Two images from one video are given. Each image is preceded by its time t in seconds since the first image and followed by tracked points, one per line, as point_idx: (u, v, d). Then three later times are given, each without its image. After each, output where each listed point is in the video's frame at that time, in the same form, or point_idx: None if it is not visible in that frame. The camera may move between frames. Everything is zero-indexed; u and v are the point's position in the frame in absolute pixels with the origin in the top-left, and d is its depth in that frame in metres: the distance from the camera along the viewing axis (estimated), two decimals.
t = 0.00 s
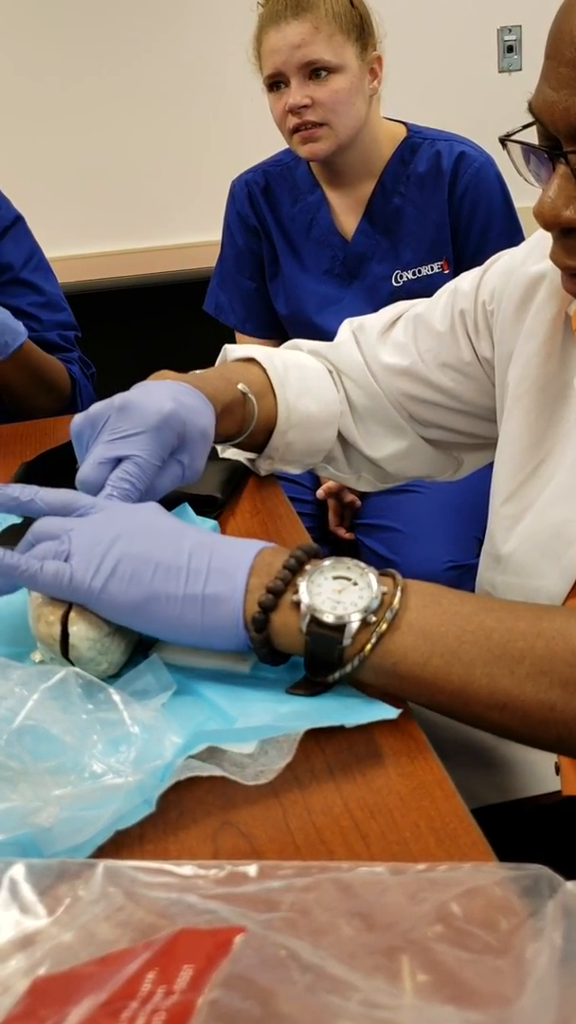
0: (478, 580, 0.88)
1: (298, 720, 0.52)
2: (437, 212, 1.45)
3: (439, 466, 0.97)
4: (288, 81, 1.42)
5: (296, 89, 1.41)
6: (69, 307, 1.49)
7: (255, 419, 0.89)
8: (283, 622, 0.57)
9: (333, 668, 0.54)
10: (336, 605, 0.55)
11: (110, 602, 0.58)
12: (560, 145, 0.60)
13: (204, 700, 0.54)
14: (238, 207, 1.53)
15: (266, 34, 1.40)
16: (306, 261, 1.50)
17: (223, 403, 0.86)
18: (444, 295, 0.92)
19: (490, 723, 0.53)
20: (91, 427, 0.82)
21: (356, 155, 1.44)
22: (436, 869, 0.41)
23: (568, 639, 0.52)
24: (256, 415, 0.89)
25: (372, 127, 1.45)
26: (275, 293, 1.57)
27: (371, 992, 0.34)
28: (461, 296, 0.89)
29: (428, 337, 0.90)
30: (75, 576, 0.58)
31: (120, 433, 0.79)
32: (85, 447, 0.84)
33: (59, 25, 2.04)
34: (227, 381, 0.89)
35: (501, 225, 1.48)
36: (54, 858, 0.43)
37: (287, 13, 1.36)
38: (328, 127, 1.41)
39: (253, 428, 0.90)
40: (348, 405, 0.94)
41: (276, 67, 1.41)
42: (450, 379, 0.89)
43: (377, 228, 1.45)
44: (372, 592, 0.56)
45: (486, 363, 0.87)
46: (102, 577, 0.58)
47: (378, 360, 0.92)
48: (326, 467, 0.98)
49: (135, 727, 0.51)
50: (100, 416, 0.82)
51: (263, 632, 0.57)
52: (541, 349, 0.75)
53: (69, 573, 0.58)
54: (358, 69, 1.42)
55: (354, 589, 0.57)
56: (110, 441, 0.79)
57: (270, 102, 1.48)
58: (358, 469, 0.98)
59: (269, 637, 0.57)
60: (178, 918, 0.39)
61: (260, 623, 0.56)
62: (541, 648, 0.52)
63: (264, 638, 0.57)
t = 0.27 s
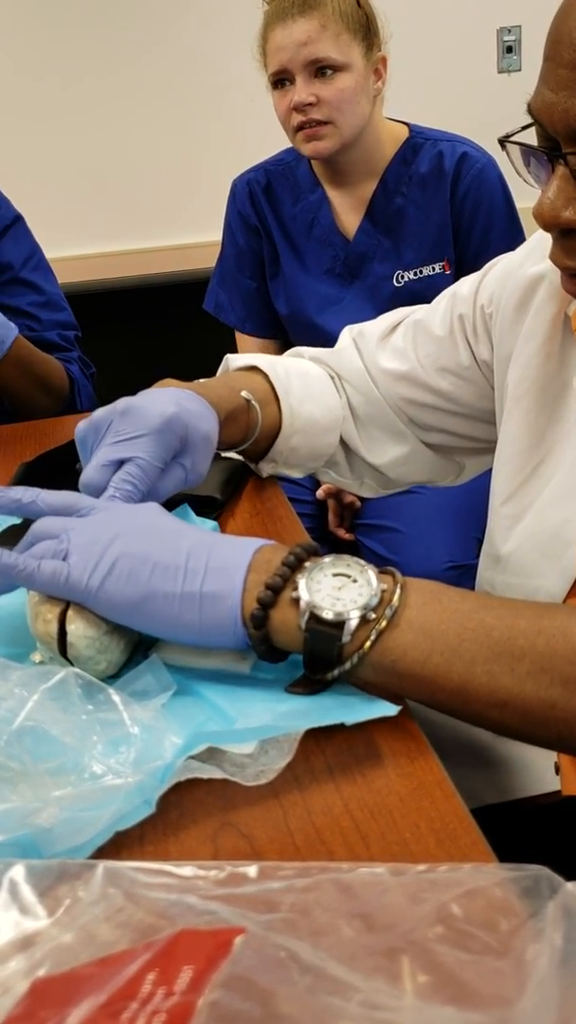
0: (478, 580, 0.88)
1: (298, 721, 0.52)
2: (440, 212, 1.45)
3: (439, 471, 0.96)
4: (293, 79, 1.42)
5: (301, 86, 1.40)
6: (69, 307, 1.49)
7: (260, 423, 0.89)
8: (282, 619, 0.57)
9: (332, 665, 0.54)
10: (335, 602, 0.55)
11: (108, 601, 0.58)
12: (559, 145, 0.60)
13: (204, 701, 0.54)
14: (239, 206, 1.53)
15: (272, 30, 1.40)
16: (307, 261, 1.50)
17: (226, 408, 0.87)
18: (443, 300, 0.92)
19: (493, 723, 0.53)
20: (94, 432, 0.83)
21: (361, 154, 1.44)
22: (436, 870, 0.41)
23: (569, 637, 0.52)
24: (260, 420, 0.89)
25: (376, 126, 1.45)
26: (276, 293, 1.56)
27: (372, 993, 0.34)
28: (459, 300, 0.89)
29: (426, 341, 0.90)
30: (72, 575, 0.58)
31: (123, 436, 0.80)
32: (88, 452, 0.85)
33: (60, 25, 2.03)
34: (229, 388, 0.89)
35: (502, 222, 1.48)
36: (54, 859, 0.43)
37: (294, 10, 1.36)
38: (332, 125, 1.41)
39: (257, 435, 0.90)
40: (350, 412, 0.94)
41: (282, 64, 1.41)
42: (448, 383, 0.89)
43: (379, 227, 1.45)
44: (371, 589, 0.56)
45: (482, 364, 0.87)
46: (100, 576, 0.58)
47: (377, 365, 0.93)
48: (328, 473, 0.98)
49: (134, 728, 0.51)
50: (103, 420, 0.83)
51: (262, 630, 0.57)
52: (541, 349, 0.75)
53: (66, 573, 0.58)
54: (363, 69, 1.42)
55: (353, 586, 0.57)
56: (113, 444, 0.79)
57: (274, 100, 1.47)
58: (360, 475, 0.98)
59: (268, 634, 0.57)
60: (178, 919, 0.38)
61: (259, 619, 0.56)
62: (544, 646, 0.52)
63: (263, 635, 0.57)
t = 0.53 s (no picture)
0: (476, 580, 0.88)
1: (297, 722, 0.52)
2: (439, 213, 1.45)
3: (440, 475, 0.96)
4: (294, 78, 1.41)
5: (302, 86, 1.39)
6: (68, 307, 1.49)
7: (263, 428, 0.89)
8: (281, 620, 0.56)
9: (331, 667, 0.54)
10: (335, 604, 0.55)
11: (104, 602, 0.58)
12: (560, 149, 0.60)
13: (204, 701, 0.54)
14: (239, 207, 1.52)
15: (274, 28, 1.38)
16: (306, 261, 1.50)
17: (231, 414, 0.87)
18: (442, 302, 0.92)
19: (494, 724, 0.53)
20: (100, 434, 0.84)
21: (360, 155, 1.43)
22: (436, 870, 0.41)
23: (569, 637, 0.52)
24: (264, 425, 0.89)
25: (375, 128, 1.44)
26: (275, 293, 1.57)
27: (371, 992, 0.34)
28: (458, 303, 0.89)
29: (424, 345, 0.91)
30: (69, 576, 0.58)
31: (126, 437, 0.80)
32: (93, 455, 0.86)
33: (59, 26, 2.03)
34: (234, 394, 0.90)
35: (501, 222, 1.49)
36: (54, 859, 0.43)
37: (296, 9, 1.35)
38: (333, 125, 1.40)
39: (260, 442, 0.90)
40: (351, 416, 0.94)
41: (283, 64, 1.39)
42: (446, 385, 0.88)
43: (377, 227, 1.45)
44: (370, 590, 0.56)
45: (479, 364, 0.87)
46: (96, 577, 0.58)
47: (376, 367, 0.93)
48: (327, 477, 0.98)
49: (134, 728, 0.51)
50: (107, 423, 0.84)
51: (260, 631, 0.56)
52: (541, 349, 0.75)
53: (63, 576, 0.58)
54: (363, 69, 1.41)
55: (352, 587, 0.57)
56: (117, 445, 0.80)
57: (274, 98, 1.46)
58: (361, 478, 0.98)
59: (266, 634, 0.57)
60: (178, 919, 0.39)
61: (257, 621, 0.56)
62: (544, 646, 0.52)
63: (260, 635, 0.56)
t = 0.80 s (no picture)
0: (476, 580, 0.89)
1: (297, 723, 0.51)
2: (433, 213, 1.45)
3: (442, 477, 0.96)
4: (285, 80, 1.41)
5: (293, 89, 1.39)
6: (69, 307, 1.49)
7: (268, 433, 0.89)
8: (280, 623, 0.56)
9: (330, 671, 0.54)
10: (332, 608, 0.55)
11: (100, 609, 0.58)
12: (560, 149, 0.60)
13: (203, 701, 0.54)
14: (234, 210, 1.52)
15: (263, 33, 1.38)
16: (302, 261, 1.50)
17: (233, 423, 0.87)
18: (442, 302, 0.92)
19: (496, 726, 0.53)
20: (103, 441, 0.84)
21: (352, 155, 1.43)
22: (436, 869, 0.41)
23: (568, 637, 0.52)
24: (268, 429, 0.90)
25: (367, 130, 1.44)
26: (272, 294, 1.57)
27: (372, 991, 0.34)
28: (458, 302, 0.89)
29: (425, 345, 0.90)
30: (64, 585, 0.58)
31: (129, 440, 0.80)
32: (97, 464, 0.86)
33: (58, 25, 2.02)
34: (238, 403, 0.90)
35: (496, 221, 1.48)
36: (55, 858, 0.43)
37: (285, 12, 1.35)
38: (325, 126, 1.40)
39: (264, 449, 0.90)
40: (353, 417, 0.94)
41: (274, 66, 1.39)
42: (447, 384, 0.88)
43: (372, 228, 1.45)
44: (369, 594, 0.55)
45: (479, 363, 0.87)
46: (91, 586, 0.58)
47: (378, 368, 0.93)
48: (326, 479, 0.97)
49: (134, 727, 0.51)
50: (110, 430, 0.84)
51: (259, 634, 0.56)
52: (540, 346, 0.75)
53: (58, 585, 0.58)
54: (354, 70, 1.41)
55: (351, 590, 0.56)
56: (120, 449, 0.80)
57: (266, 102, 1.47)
58: (363, 481, 0.98)
59: (265, 638, 0.56)
60: (179, 918, 0.39)
61: (255, 626, 0.56)
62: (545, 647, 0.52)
63: (259, 639, 0.56)
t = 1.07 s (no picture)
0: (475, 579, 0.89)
1: (296, 723, 0.51)
2: (424, 213, 1.44)
3: (444, 478, 0.96)
4: (267, 88, 1.40)
5: (276, 97, 1.38)
6: (69, 305, 1.49)
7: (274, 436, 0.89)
8: (282, 624, 0.56)
9: (331, 670, 0.54)
10: (334, 608, 0.54)
11: (100, 614, 0.58)
12: (565, 145, 0.60)
13: (203, 699, 0.54)
14: (225, 214, 1.53)
15: (243, 41, 1.37)
16: (295, 262, 1.50)
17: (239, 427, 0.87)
18: (444, 301, 0.92)
19: (497, 726, 0.53)
20: (108, 447, 0.84)
21: (339, 158, 1.42)
22: (436, 867, 0.41)
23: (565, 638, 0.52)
24: (274, 432, 0.89)
25: (353, 133, 1.43)
26: (267, 297, 1.56)
27: (371, 990, 0.34)
28: (461, 300, 0.89)
29: (428, 344, 0.90)
30: (63, 592, 0.58)
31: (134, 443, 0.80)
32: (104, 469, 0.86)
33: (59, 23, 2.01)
34: (241, 407, 0.90)
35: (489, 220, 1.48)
36: (54, 857, 0.43)
37: (264, 20, 1.33)
38: (311, 132, 1.40)
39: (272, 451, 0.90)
40: (355, 417, 0.94)
41: (256, 75, 1.38)
42: (449, 382, 0.88)
43: (364, 229, 1.44)
44: (370, 593, 0.55)
45: (482, 361, 0.87)
46: (90, 591, 0.58)
47: (381, 367, 0.93)
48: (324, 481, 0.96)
49: (133, 725, 0.51)
50: (115, 436, 0.84)
51: (261, 635, 0.56)
52: (543, 343, 0.75)
53: (56, 594, 0.58)
54: (337, 73, 1.40)
55: (353, 589, 0.56)
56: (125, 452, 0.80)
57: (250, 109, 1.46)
58: (365, 482, 0.98)
59: (267, 638, 0.56)
60: (178, 916, 0.39)
61: (257, 627, 0.56)
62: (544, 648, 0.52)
63: (261, 639, 0.56)
